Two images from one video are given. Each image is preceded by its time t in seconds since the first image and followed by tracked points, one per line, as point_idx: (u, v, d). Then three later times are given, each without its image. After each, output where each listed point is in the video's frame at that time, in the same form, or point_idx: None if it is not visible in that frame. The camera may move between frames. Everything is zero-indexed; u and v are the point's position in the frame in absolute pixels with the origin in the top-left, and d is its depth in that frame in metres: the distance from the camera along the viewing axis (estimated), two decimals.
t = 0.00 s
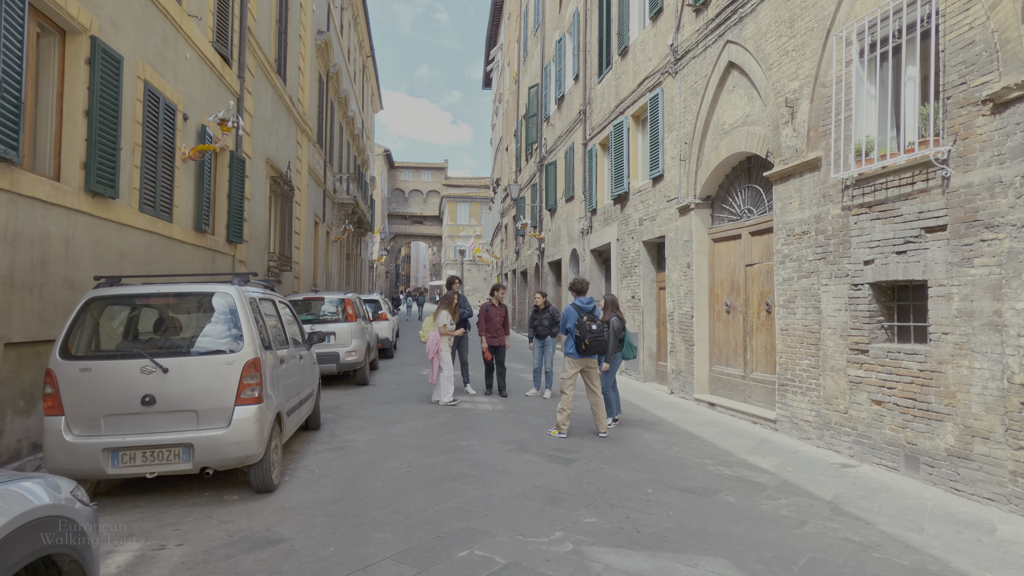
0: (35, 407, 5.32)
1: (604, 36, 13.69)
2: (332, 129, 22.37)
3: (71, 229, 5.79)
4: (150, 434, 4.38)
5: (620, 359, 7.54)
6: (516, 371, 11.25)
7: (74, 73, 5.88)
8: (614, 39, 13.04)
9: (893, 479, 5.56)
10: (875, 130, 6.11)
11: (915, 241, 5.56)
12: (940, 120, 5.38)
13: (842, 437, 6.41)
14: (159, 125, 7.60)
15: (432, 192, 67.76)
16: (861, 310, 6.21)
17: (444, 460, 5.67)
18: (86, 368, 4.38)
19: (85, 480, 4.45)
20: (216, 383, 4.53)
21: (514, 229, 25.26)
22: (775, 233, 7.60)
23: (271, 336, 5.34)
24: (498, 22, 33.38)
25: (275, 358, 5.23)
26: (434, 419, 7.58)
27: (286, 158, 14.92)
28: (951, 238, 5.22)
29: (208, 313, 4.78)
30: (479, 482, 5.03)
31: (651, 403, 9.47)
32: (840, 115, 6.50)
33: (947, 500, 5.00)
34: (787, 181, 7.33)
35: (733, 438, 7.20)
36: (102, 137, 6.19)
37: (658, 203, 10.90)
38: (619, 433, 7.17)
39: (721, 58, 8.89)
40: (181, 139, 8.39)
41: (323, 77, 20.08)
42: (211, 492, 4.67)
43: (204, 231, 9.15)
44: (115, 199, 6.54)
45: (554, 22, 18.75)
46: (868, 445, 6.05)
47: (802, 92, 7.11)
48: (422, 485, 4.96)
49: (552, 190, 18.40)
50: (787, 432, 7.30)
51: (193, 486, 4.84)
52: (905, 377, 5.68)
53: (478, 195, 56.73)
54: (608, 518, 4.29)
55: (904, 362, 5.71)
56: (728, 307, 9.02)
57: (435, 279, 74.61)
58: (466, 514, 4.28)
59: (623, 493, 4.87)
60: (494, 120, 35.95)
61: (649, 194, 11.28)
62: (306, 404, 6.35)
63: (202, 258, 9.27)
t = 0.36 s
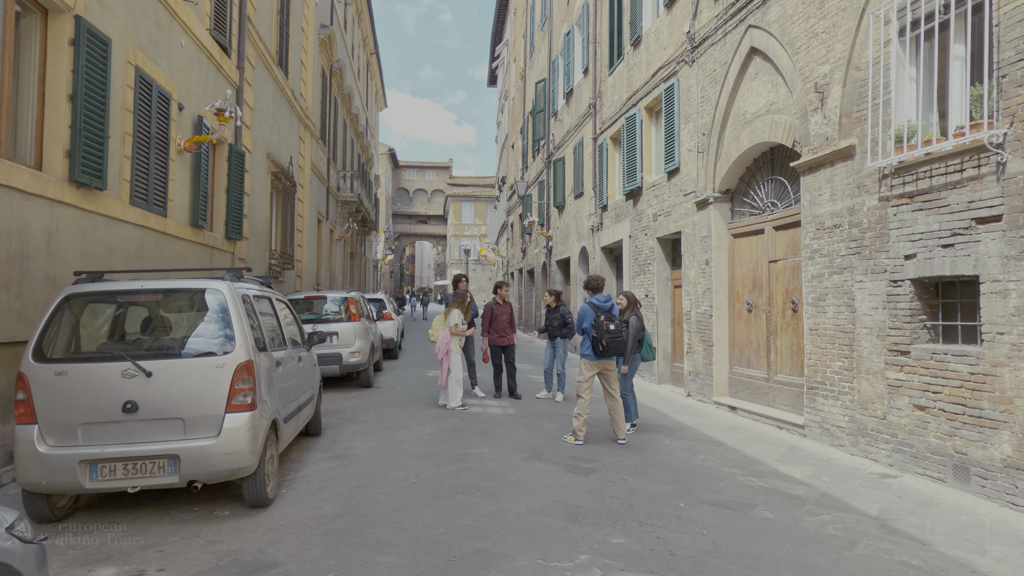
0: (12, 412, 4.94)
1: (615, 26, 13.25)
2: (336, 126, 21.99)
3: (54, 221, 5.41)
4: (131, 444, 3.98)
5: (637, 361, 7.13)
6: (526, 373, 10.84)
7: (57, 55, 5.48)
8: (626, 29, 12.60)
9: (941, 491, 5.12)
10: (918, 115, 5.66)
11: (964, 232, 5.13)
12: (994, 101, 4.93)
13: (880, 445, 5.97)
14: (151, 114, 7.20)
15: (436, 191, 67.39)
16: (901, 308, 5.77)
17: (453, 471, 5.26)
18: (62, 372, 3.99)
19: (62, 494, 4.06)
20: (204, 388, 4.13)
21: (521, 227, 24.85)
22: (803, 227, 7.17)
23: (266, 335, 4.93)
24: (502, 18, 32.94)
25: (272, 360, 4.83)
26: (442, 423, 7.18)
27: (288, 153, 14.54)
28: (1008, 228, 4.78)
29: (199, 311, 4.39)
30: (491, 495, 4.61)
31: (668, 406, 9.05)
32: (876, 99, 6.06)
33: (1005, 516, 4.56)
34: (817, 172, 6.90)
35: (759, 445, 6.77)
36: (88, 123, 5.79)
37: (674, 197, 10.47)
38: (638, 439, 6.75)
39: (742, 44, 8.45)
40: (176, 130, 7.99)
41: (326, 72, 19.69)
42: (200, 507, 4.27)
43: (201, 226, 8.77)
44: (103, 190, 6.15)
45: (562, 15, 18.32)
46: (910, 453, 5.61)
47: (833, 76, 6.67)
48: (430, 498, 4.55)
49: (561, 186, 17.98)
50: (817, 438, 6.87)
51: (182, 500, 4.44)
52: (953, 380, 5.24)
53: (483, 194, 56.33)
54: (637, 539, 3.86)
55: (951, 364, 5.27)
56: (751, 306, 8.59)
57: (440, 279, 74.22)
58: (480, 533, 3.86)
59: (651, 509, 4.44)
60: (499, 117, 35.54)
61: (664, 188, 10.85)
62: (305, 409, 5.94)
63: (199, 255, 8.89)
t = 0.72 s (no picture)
0: None
1: (627, 17, 12.81)
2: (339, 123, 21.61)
3: (33, 217, 5.02)
4: (106, 463, 3.58)
5: (656, 366, 6.71)
6: (536, 377, 10.42)
7: (36, 38, 5.08)
8: (638, 20, 12.17)
9: (997, 511, 4.68)
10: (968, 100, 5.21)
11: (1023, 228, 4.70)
12: None
13: (923, 458, 5.53)
14: (141, 104, 6.81)
15: (441, 191, 67.03)
16: (947, 311, 5.33)
17: (463, 487, 4.83)
18: (29, 383, 3.59)
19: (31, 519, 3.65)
20: (188, 401, 3.71)
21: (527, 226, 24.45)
22: (834, 224, 6.73)
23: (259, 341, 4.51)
24: (508, 15, 32.52)
25: (265, 368, 4.41)
26: (450, 432, 6.76)
27: (290, 149, 14.14)
28: None
29: (190, 315, 3.97)
30: (506, 517, 4.19)
31: (686, 413, 8.62)
32: (919, 84, 5.61)
33: None
34: (850, 164, 6.46)
35: (789, 457, 6.33)
36: (69, 112, 5.39)
37: (690, 194, 10.03)
38: (659, 450, 6.32)
39: (765, 31, 8.01)
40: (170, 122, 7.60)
41: (329, 68, 19.29)
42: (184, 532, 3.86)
43: (197, 224, 8.38)
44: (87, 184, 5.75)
45: (570, 9, 17.89)
46: (959, 468, 5.17)
47: (869, 62, 6.22)
48: (439, 521, 4.13)
49: (569, 184, 17.56)
50: (851, 449, 6.42)
51: (165, 523, 4.03)
52: (1010, 389, 4.79)
53: (488, 193, 55.92)
54: (672, 571, 3.44)
55: (1006, 372, 4.83)
56: (775, 307, 8.14)
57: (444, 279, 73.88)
58: (495, 564, 3.44)
59: (683, 533, 4.02)
60: (504, 115, 35.13)
61: (680, 184, 10.42)
62: (303, 419, 5.53)
63: (195, 254, 8.50)
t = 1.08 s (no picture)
0: None
1: (638, 8, 12.36)
2: (342, 120, 21.21)
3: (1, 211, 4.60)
4: (66, 488, 3.16)
5: (677, 372, 6.26)
6: (545, 381, 9.98)
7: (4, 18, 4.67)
8: (650, 9, 11.72)
9: None
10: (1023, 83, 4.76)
11: None
12: None
13: (971, 474, 5.07)
14: (126, 94, 6.39)
15: (445, 191, 66.62)
16: (999, 313, 4.87)
17: (471, 508, 4.40)
18: None
19: None
20: (160, 415, 3.28)
21: (533, 225, 24.01)
22: (867, 220, 6.27)
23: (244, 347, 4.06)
24: (513, 12, 32.09)
25: (251, 377, 3.96)
26: (455, 443, 6.32)
27: (290, 145, 13.74)
28: None
29: (172, 318, 3.55)
30: (519, 545, 3.75)
31: (705, 421, 8.17)
32: (966, 66, 5.16)
33: None
34: (885, 156, 6.00)
35: (820, 470, 5.88)
36: (43, 99, 4.98)
37: (706, 190, 9.59)
38: (680, 463, 5.88)
39: (789, 17, 7.56)
40: (159, 114, 7.18)
41: (331, 63, 18.89)
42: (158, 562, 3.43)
43: (189, 221, 7.98)
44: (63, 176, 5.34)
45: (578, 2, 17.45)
46: (1014, 486, 4.71)
47: (908, 43, 5.76)
48: (444, 549, 3.70)
49: (576, 182, 17.12)
50: (886, 462, 5.96)
51: (137, 551, 3.61)
52: None
53: (493, 193, 55.50)
54: None
55: None
56: (800, 309, 7.68)
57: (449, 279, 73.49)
58: None
59: (717, 564, 3.58)
60: (510, 113, 34.70)
61: (695, 180, 9.98)
62: (296, 430, 5.09)
63: (187, 253, 8.10)
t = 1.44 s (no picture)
0: None
1: None
2: (344, 115, 20.78)
3: None
4: (20, 509, 2.75)
5: (701, 374, 5.80)
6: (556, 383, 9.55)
7: None
8: None
9: None
10: None
11: None
12: None
13: None
14: (111, 77, 5.98)
15: (449, 190, 66.21)
16: None
17: (483, 526, 3.97)
18: None
19: None
20: (128, 426, 2.85)
21: (539, 222, 23.57)
22: (907, 210, 5.82)
23: (230, 347, 3.62)
24: (518, 7, 31.65)
25: (236, 381, 3.52)
26: (464, 450, 5.90)
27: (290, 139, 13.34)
28: None
29: (152, 315, 3.09)
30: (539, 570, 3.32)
31: (726, 426, 7.73)
32: None
33: None
34: (928, 141, 5.55)
35: (859, 480, 5.43)
36: (14, 77, 4.57)
37: (725, 182, 9.14)
38: (707, 472, 5.44)
39: None
40: (148, 101, 6.78)
41: (334, 57, 18.47)
42: None
43: (182, 214, 7.58)
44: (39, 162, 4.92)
45: None
46: None
47: (955, 17, 5.30)
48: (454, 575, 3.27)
49: (585, 177, 16.68)
50: (930, 471, 5.51)
51: None
52: None
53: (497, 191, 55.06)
54: None
55: None
56: (829, 306, 7.23)
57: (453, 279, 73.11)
58: None
59: None
60: (514, 110, 34.25)
61: (712, 172, 9.53)
62: (291, 438, 4.65)
63: (180, 248, 7.70)
